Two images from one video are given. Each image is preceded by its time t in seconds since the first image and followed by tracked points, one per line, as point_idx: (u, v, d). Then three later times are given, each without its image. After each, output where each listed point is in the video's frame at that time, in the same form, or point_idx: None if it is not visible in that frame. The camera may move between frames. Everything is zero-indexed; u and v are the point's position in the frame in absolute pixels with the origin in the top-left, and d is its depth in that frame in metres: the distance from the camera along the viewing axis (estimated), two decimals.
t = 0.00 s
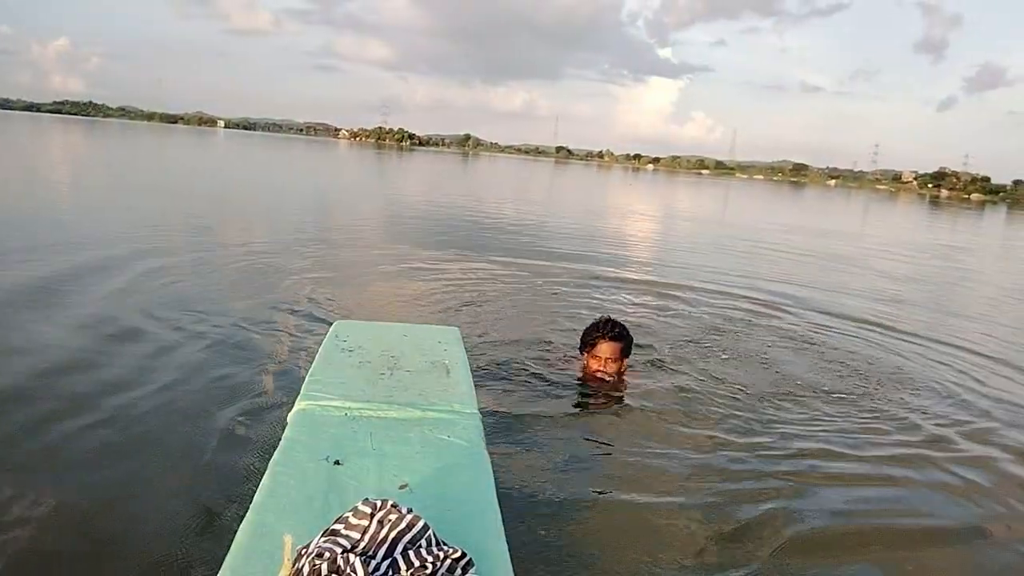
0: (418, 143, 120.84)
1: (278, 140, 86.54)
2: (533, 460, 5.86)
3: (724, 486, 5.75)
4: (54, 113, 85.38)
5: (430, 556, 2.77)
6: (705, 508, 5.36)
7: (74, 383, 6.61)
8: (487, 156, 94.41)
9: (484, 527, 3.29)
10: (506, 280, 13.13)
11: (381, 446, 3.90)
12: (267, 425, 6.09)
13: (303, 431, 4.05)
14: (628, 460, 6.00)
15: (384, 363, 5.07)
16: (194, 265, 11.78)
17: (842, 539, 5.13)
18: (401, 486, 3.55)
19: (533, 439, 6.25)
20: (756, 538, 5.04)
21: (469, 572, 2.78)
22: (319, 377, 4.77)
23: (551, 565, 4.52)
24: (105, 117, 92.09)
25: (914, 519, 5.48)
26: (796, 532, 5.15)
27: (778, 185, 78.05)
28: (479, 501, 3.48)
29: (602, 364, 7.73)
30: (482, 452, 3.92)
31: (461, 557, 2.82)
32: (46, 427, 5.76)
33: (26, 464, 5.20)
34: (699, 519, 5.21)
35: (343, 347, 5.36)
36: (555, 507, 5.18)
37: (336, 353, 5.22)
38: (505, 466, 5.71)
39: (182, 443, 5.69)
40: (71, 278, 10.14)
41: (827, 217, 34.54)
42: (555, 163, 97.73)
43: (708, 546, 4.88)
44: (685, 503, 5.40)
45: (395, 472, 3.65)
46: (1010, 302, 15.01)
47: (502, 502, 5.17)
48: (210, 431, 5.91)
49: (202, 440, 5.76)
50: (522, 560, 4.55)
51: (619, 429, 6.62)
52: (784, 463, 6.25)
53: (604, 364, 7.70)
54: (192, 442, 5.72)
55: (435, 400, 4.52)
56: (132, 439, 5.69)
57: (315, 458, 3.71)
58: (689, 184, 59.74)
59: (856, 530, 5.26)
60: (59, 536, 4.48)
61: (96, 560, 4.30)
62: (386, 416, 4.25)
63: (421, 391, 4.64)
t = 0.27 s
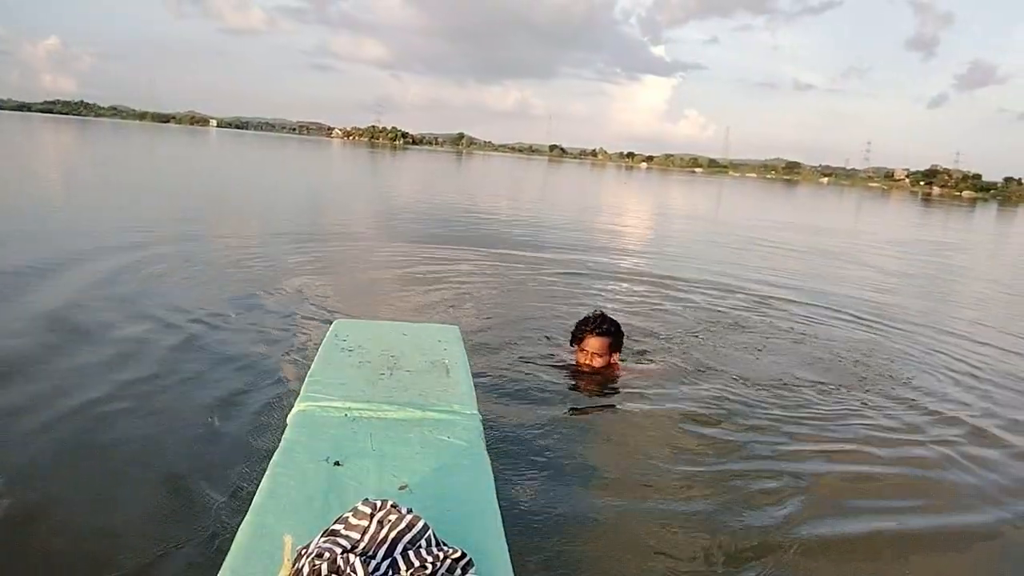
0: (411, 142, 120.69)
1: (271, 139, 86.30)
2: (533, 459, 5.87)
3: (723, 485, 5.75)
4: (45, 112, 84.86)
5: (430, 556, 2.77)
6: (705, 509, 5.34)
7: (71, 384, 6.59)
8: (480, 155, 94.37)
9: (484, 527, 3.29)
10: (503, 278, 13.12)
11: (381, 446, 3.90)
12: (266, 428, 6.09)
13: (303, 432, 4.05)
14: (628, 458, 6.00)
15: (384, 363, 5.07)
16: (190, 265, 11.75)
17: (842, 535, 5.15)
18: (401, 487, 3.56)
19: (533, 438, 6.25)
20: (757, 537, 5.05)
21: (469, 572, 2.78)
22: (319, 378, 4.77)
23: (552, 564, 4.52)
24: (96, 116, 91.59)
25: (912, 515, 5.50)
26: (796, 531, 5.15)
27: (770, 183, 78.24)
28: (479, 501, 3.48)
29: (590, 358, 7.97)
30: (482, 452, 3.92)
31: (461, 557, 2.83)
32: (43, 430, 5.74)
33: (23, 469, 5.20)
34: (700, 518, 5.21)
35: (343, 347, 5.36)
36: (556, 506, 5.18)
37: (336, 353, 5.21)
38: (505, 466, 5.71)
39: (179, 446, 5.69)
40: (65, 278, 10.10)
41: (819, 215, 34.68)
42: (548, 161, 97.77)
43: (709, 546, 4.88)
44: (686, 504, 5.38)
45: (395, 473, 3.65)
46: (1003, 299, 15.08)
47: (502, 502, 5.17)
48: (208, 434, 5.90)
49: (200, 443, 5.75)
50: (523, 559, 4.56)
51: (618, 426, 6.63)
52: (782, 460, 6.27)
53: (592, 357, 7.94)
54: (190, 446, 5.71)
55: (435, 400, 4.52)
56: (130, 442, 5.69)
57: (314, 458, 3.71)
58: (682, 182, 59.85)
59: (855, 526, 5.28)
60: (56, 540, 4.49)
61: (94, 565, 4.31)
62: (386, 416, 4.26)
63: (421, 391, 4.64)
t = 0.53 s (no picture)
0: (406, 139, 120.61)
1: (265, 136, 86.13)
2: (533, 454, 5.83)
3: (724, 479, 5.72)
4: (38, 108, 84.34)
5: (431, 557, 2.75)
6: (707, 502, 5.31)
7: (67, 377, 6.53)
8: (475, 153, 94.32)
9: (484, 527, 3.27)
10: (500, 275, 13.08)
11: (382, 445, 3.88)
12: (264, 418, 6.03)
13: (303, 431, 4.02)
14: (629, 453, 5.97)
15: (384, 360, 5.04)
16: (185, 260, 11.68)
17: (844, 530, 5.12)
18: (401, 486, 3.54)
19: (532, 433, 6.22)
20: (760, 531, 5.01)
21: (469, 572, 2.77)
22: (319, 376, 4.75)
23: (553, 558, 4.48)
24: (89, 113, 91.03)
25: (913, 511, 5.49)
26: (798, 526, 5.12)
27: (765, 182, 78.29)
28: (479, 500, 3.46)
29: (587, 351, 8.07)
30: (483, 451, 3.90)
31: (461, 558, 2.81)
32: (40, 421, 5.69)
33: (19, 457, 5.15)
34: (702, 513, 5.17)
35: (343, 345, 5.33)
36: (556, 499, 5.16)
37: (336, 351, 5.19)
38: (505, 461, 5.67)
39: (177, 435, 5.64)
40: (61, 272, 10.03)
41: (814, 214, 34.76)
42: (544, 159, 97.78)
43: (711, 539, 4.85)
44: (688, 497, 5.36)
45: (395, 472, 3.63)
46: (999, 296, 15.10)
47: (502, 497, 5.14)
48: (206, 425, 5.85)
49: (198, 432, 5.70)
50: (523, 554, 4.52)
51: (618, 422, 6.61)
52: (782, 455, 6.25)
53: (590, 349, 8.04)
54: (188, 436, 5.66)
55: (435, 399, 4.50)
56: (128, 432, 5.64)
57: (314, 457, 3.69)
58: (677, 181, 59.94)
59: (857, 521, 5.26)
60: (51, 526, 4.43)
61: (90, 551, 4.25)
62: (386, 415, 4.23)
63: (421, 390, 4.62)
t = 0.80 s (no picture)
0: (401, 137, 120.47)
1: (260, 135, 85.97)
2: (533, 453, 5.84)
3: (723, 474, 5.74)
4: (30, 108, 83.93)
5: (430, 556, 2.76)
6: (707, 499, 5.33)
7: (64, 381, 6.51)
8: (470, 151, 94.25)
9: (484, 525, 3.28)
10: (496, 272, 13.09)
11: (382, 444, 3.88)
12: (265, 421, 6.04)
13: (303, 429, 4.03)
14: (629, 451, 5.98)
15: (384, 358, 5.05)
16: (181, 261, 11.65)
17: (844, 523, 5.14)
18: (400, 485, 3.54)
19: (532, 431, 6.23)
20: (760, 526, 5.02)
21: (469, 571, 2.78)
22: (319, 374, 4.75)
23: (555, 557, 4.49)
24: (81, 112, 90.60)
25: (912, 504, 5.51)
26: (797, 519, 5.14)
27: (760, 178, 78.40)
28: (478, 499, 3.47)
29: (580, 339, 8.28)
30: (482, 449, 3.91)
31: (461, 557, 2.82)
32: (39, 425, 5.68)
33: (20, 462, 5.15)
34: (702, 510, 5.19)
35: (343, 343, 5.34)
36: (556, 495, 5.20)
37: (336, 349, 5.19)
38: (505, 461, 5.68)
39: (179, 440, 5.64)
40: (56, 273, 10.00)
41: (809, 209, 34.85)
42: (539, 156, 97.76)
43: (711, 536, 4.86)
44: (687, 495, 5.36)
45: (395, 470, 3.63)
46: (992, 289, 15.18)
47: (502, 496, 5.15)
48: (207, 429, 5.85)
49: (200, 438, 5.71)
50: (525, 553, 4.53)
51: (617, 419, 6.62)
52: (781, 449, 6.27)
53: (583, 340, 8.24)
54: (189, 441, 5.67)
55: (434, 397, 4.50)
56: (128, 436, 5.64)
57: (314, 456, 3.69)
58: (672, 178, 60.00)
59: (857, 514, 5.28)
60: (57, 528, 4.46)
61: (92, 555, 4.25)
62: (385, 413, 4.23)
63: (421, 387, 4.63)
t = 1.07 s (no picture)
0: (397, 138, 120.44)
1: (256, 135, 85.88)
2: (533, 451, 5.82)
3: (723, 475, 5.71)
4: (23, 109, 83.58)
5: (430, 556, 2.75)
6: (705, 501, 5.29)
7: (62, 382, 6.48)
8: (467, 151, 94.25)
9: (483, 525, 3.27)
10: (494, 273, 13.07)
11: (382, 444, 3.87)
12: (263, 422, 6.00)
13: (303, 429, 4.01)
14: (628, 451, 5.95)
15: (384, 359, 5.04)
16: (178, 261, 11.61)
17: (845, 527, 5.12)
18: (400, 485, 3.53)
19: (532, 429, 6.20)
20: (760, 532, 4.98)
21: (469, 571, 2.77)
22: (319, 374, 4.74)
23: (554, 556, 4.47)
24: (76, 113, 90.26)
25: (911, 506, 5.50)
26: (799, 524, 5.11)
27: (756, 178, 78.52)
28: (479, 499, 3.46)
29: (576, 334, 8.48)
30: (482, 449, 3.90)
31: (461, 556, 2.81)
32: (36, 426, 5.65)
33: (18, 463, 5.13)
34: (702, 512, 5.14)
35: (344, 344, 5.32)
36: (556, 492, 5.20)
37: (336, 350, 5.18)
38: (506, 458, 5.65)
39: (177, 440, 5.61)
40: (52, 274, 9.95)
41: (806, 209, 34.92)
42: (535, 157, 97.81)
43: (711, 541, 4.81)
44: (685, 498, 5.32)
45: (395, 470, 3.62)
46: (988, 288, 15.21)
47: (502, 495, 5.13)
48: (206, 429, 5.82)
49: (198, 437, 5.68)
50: (525, 550, 4.54)
51: (617, 417, 6.60)
52: (782, 448, 6.26)
53: (579, 335, 8.46)
54: (188, 440, 5.64)
55: (434, 398, 4.49)
56: (127, 437, 5.61)
57: (314, 456, 3.68)
58: (668, 179, 60.08)
59: (857, 517, 5.26)
60: (59, 528, 4.46)
61: (90, 558, 4.23)
62: (385, 413, 4.22)
63: (421, 388, 4.62)
